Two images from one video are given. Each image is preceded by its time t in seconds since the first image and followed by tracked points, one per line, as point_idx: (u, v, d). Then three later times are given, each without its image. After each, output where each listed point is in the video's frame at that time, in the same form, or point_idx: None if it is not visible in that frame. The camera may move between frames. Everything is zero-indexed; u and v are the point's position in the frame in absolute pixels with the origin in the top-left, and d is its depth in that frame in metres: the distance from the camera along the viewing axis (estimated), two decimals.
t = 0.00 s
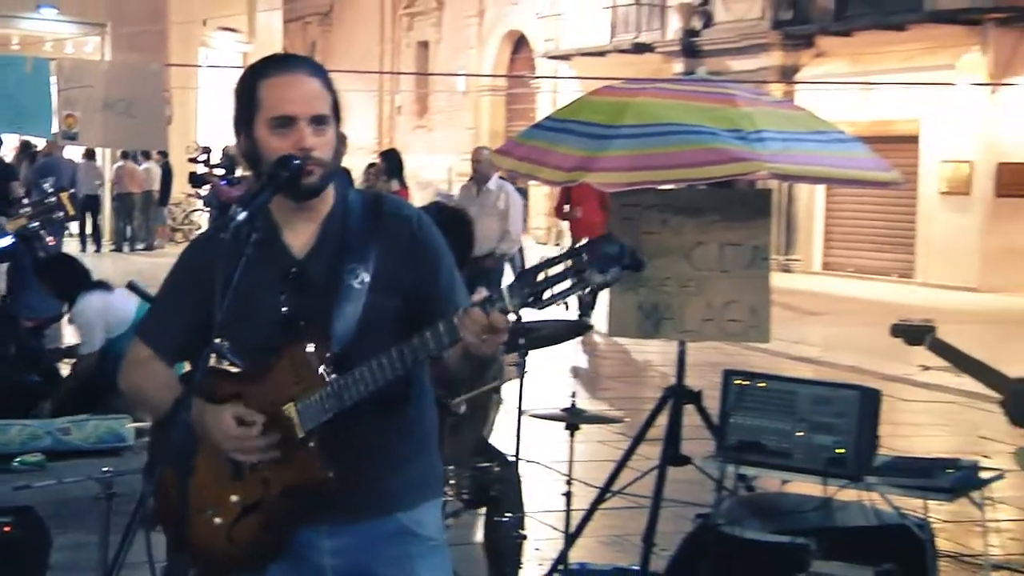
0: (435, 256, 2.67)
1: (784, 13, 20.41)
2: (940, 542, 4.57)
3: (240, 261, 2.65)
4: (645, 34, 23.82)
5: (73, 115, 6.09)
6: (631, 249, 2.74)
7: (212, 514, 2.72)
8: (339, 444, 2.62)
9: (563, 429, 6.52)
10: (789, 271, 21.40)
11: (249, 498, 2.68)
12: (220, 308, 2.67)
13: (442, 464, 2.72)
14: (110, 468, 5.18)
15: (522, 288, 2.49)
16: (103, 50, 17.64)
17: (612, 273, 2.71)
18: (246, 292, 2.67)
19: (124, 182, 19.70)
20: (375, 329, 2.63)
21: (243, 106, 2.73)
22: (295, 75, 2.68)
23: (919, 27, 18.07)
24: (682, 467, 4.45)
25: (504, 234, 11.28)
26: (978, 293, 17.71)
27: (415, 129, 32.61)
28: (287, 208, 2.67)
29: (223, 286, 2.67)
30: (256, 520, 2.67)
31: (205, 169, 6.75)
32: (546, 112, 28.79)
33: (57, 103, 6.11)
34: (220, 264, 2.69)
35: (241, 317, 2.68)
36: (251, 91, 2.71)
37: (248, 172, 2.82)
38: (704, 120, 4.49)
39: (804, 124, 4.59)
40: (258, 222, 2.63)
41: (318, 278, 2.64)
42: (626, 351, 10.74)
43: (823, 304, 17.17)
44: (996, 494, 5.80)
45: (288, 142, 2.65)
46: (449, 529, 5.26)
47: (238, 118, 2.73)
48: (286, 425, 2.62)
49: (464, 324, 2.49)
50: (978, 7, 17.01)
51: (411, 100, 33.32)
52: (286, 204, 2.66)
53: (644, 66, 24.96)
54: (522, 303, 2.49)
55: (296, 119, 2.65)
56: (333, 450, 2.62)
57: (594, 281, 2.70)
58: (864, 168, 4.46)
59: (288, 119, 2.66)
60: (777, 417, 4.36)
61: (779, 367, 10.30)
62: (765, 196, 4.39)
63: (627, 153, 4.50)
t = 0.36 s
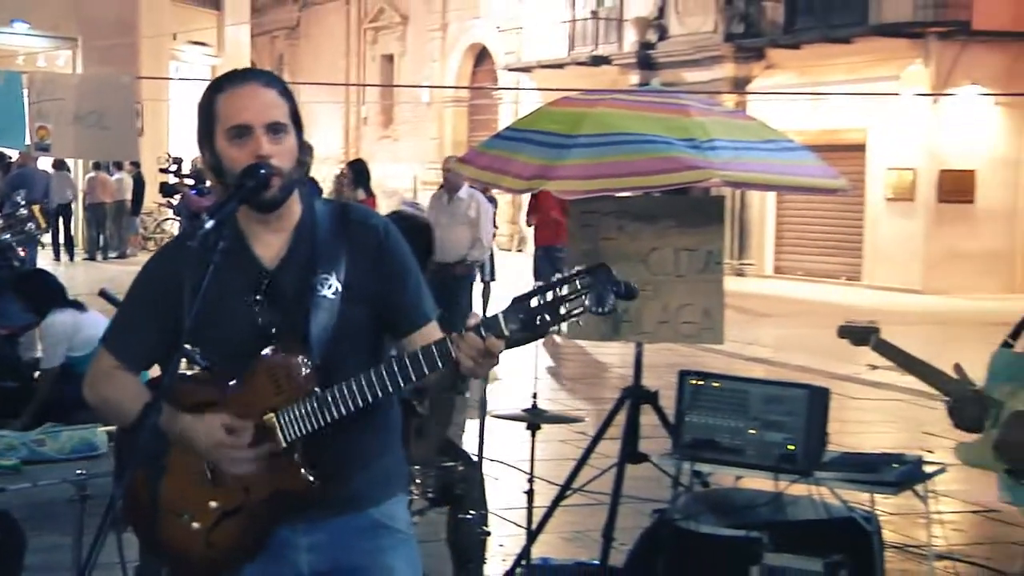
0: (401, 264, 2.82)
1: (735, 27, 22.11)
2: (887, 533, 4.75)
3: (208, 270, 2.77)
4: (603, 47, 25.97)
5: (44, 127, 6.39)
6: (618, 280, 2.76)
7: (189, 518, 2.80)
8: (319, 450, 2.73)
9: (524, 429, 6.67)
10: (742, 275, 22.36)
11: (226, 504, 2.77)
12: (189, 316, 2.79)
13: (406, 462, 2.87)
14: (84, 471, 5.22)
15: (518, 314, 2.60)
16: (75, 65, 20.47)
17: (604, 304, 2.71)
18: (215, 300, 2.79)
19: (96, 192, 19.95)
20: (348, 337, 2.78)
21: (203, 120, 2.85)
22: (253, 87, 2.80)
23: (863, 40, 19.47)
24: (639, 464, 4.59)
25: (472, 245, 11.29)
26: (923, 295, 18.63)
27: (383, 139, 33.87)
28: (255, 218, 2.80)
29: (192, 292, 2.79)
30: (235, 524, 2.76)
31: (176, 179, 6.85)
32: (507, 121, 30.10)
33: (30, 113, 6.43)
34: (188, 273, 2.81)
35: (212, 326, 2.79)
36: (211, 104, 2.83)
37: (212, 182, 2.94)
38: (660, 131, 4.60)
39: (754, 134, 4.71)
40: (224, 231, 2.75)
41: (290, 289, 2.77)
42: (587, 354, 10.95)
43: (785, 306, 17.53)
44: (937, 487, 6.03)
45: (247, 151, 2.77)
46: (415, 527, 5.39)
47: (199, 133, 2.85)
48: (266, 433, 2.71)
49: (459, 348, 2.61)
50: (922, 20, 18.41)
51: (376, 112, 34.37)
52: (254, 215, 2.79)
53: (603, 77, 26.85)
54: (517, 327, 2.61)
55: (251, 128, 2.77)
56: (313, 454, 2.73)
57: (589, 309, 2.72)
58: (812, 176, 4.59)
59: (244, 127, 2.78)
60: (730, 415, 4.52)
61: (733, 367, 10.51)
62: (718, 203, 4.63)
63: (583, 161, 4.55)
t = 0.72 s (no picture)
0: (368, 266, 2.91)
1: (690, 38, 22.78)
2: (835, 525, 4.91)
3: (179, 273, 2.82)
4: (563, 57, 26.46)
5: (17, 134, 6.88)
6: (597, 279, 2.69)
7: (165, 517, 2.83)
8: (294, 447, 2.81)
9: (488, 426, 6.83)
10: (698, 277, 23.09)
11: (202, 502, 2.81)
12: (160, 319, 2.84)
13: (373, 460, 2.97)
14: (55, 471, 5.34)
15: (495, 311, 2.60)
16: (47, 72, 22.97)
17: (583, 300, 2.65)
18: (186, 301, 2.84)
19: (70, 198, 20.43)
20: (322, 338, 2.87)
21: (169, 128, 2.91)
22: (217, 94, 2.87)
23: (812, 51, 20.09)
24: (599, 459, 4.71)
25: (437, 253, 11.39)
26: (871, 296, 19.46)
27: (350, 145, 34.59)
28: (224, 222, 2.88)
29: (163, 295, 2.84)
30: (214, 521, 2.79)
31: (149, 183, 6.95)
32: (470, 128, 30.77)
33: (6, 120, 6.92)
34: (159, 275, 2.86)
35: (185, 328, 2.86)
36: (176, 111, 2.89)
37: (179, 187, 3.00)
38: (619, 138, 4.70)
39: (708, 139, 4.85)
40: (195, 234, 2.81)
41: (264, 292, 2.84)
42: (549, 354, 11.13)
43: (743, 306, 17.90)
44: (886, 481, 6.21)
45: (214, 157, 2.84)
46: (383, 521, 5.53)
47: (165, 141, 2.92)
48: (244, 433, 2.79)
49: (439, 344, 2.59)
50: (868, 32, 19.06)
51: (343, 119, 35.14)
52: (224, 219, 2.86)
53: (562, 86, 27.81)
54: (494, 324, 2.60)
55: (217, 135, 2.84)
56: (289, 452, 2.80)
57: (563, 307, 2.63)
58: (765, 181, 4.75)
59: (210, 135, 2.84)
60: (687, 412, 4.67)
61: (691, 366, 10.72)
62: (673, 206, 4.76)
63: (543, 166, 4.66)
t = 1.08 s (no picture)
0: (340, 267, 3.02)
1: (652, 48, 24.19)
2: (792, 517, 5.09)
3: (158, 276, 2.91)
4: (532, 66, 27.81)
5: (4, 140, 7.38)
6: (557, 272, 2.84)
7: (146, 513, 2.92)
8: (268, 443, 2.89)
9: (459, 422, 7.02)
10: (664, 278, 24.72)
11: (180, 497, 2.90)
12: (138, 320, 2.92)
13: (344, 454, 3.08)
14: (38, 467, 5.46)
15: (461, 306, 2.73)
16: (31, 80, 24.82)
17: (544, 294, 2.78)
18: (165, 303, 2.94)
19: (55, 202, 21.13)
20: (294, 336, 2.97)
21: (146, 132, 3.01)
22: (193, 101, 2.97)
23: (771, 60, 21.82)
24: (566, 454, 4.82)
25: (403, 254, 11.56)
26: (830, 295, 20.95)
27: (326, 151, 35.43)
28: (200, 225, 2.97)
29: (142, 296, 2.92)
30: (192, 516, 2.89)
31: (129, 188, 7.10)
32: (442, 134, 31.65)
33: None
34: (139, 277, 2.94)
35: (164, 329, 2.95)
36: (152, 117, 2.99)
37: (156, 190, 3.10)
38: (586, 143, 4.85)
39: (671, 145, 5.00)
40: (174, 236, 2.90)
41: (239, 293, 2.94)
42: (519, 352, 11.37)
43: (709, 306, 18.34)
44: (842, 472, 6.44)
45: (191, 164, 2.94)
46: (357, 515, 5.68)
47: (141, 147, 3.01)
48: (220, 430, 2.87)
49: (408, 338, 2.73)
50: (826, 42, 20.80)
51: (319, 126, 36.12)
52: (201, 222, 2.96)
53: (531, 94, 28.84)
54: (460, 319, 2.73)
55: (194, 142, 2.94)
56: (264, 447, 2.89)
57: (527, 300, 2.79)
58: (726, 186, 4.90)
59: (188, 142, 2.94)
60: (650, 408, 4.81)
61: (656, 363, 11.02)
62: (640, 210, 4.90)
63: (513, 172, 4.82)
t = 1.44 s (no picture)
0: (330, 267, 3.10)
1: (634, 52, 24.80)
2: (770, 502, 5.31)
3: (153, 276, 3.01)
4: (517, 70, 28.51)
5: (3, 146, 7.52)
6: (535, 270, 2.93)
7: (142, 505, 3.02)
8: (258, 438, 2.98)
9: (447, 416, 7.20)
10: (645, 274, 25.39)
11: (176, 490, 2.99)
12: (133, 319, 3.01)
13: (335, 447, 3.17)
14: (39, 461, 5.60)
15: (443, 304, 2.77)
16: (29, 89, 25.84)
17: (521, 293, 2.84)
18: (159, 303, 3.04)
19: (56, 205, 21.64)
20: (285, 334, 3.06)
21: (142, 137, 3.11)
22: (187, 107, 3.07)
23: (747, 64, 22.58)
24: (552, 445, 4.92)
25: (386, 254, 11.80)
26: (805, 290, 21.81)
27: (318, 154, 36.14)
28: (194, 227, 3.08)
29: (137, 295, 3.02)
30: (186, 510, 2.98)
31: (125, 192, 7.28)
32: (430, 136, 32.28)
33: None
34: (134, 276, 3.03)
35: (158, 326, 3.05)
36: (147, 123, 3.09)
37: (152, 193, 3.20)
38: (569, 145, 4.91)
39: (652, 146, 5.07)
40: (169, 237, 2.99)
41: (230, 293, 3.04)
42: (505, 347, 11.61)
43: (694, 301, 18.66)
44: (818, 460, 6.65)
45: (185, 167, 3.04)
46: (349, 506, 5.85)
47: (138, 151, 3.11)
48: (212, 424, 2.94)
49: (393, 335, 2.78)
50: (799, 46, 21.61)
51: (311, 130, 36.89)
52: (194, 224, 3.07)
53: (516, 97, 29.58)
54: (442, 316, 2.77)
55: (189, 145, 3.04)
56: (255, 441, 2.97)
57: (508, 297, 2.85)
58: (704, 185, 4.96)
59: (182, 145, 3.04)
60: (633, 400, 4.90)
61: (638, 357, 11.29)
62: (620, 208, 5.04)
63: (499, 172, 4.86)
